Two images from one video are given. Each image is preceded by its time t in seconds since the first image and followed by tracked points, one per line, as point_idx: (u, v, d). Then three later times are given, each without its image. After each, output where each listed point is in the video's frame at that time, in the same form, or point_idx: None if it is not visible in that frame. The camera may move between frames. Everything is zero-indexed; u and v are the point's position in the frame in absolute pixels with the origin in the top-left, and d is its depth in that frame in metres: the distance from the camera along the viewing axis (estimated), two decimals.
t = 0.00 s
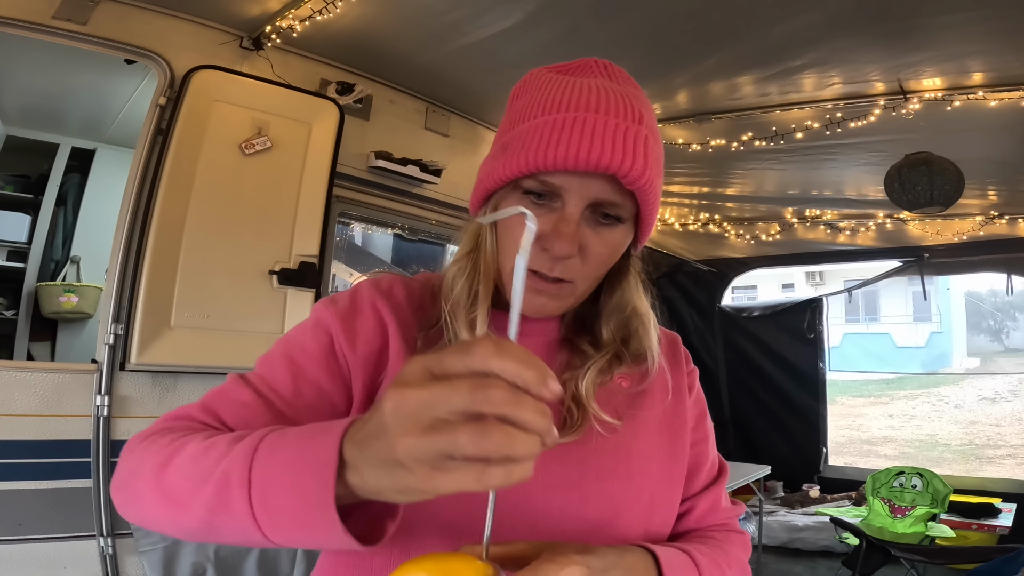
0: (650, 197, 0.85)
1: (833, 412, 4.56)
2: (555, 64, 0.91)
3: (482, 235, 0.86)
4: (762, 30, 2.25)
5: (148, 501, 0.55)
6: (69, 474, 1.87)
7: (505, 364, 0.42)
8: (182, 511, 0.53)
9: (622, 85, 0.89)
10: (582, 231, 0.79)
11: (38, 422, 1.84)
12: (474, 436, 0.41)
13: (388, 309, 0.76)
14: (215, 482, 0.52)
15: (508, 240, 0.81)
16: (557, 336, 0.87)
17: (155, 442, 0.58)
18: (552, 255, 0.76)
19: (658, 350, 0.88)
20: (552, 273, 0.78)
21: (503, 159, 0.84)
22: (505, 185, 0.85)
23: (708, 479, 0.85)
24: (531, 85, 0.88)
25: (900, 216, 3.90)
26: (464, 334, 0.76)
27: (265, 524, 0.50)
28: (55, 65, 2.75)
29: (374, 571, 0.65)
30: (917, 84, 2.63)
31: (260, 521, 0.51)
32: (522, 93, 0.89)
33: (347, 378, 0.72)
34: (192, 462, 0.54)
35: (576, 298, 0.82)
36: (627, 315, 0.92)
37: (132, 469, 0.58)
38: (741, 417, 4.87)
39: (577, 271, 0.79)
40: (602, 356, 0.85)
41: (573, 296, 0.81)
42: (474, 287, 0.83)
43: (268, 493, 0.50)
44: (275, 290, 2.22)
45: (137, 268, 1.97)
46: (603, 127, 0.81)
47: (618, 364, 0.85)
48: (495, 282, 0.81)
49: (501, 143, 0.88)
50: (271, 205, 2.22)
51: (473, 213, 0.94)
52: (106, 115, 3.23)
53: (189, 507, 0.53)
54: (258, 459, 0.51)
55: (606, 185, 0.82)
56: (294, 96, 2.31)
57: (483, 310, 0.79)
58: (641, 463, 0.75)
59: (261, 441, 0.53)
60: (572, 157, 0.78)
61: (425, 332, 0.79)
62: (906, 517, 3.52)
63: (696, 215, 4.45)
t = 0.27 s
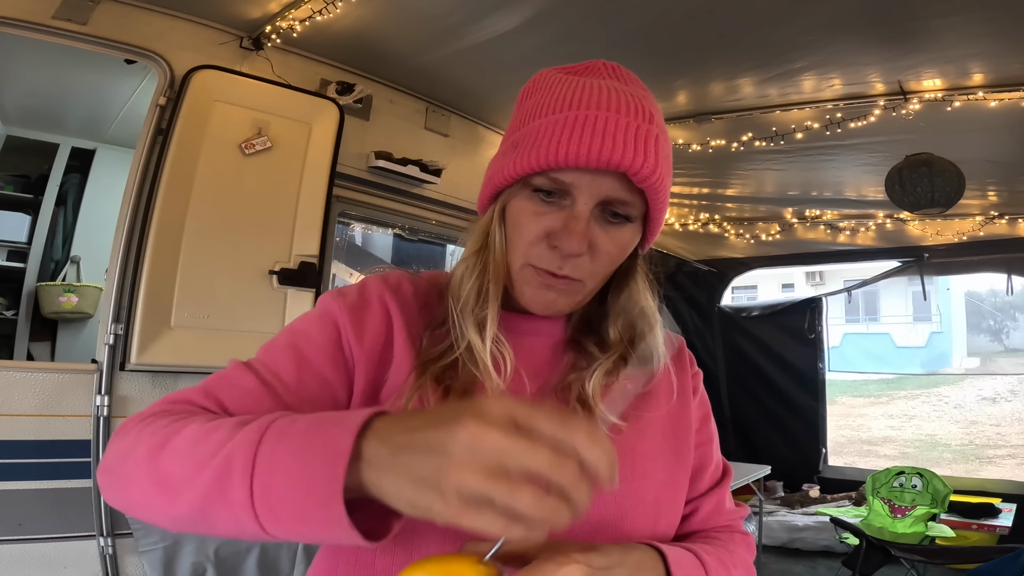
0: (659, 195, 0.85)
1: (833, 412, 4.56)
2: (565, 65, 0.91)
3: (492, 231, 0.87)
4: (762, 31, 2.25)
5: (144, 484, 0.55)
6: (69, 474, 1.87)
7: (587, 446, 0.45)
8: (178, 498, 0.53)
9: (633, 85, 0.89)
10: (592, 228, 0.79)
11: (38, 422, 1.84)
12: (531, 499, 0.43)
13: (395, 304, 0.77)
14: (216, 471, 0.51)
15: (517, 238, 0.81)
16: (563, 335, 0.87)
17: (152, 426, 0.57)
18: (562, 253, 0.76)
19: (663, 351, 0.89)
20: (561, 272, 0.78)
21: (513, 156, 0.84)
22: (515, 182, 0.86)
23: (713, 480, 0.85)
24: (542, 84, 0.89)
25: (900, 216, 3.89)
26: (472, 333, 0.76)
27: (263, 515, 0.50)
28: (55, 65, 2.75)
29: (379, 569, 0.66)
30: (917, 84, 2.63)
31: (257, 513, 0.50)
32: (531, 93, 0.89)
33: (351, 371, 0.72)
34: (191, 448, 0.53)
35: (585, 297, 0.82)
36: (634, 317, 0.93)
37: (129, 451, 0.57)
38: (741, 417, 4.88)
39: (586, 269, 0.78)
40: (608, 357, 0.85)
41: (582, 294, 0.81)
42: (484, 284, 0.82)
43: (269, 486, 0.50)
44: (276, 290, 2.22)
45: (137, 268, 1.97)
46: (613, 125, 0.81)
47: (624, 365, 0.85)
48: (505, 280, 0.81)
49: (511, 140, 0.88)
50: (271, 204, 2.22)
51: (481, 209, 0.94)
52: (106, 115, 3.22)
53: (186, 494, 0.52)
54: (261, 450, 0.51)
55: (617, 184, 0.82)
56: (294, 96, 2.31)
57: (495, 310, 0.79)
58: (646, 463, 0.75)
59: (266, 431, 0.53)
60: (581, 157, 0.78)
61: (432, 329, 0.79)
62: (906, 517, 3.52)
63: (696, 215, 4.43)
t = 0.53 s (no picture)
0: (665, 188, 0.85)
1: (833, 412, 4.57)
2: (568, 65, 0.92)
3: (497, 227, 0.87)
4: (762, 31, 2.25)
5: (155, 499, 0.56)
6: (69, 474, 1.87)
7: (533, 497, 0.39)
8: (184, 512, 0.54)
9: (635, 83, 0.90)
10: (599, 220, 0.79)
11: (38, 421, 1.84)
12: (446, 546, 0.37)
13: (394, 307, 0.77)
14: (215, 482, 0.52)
15: (523, 233, 0.81)
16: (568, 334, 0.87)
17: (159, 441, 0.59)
18: (569, 245, 0.76)
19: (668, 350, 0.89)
20: (569, 264, 0.77)
21: (520, 149, 0.84)
22: (521, 176, 0.85)
23: (716, 482, 0.85)
24: (545, 84, 0.89)
25: (900, 216, 3.90)
26: (478, 330, 0.77)
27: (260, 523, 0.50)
28: (55, 65, 2.75)
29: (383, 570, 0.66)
30: (917, 84, 2.63)
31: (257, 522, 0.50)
32: (536, 92, 0.90)
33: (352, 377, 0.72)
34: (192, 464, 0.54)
35: (591, 290, 0.81)
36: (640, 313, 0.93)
37: (140, 468, 0.58)
38: (740, 417, 4.87)
39: (594, 262, 0.78)
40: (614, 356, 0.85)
41: (589, 288, 0.80)
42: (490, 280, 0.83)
43: (262, 495, 0.50)
44: (276, 290, 2.22)
45: (137, 268, 1.97)
46: (619, 117, 0.81)
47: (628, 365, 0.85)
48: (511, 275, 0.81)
49: (516, 137, 0.88)
50: (272, 204, 2.22)
51: (486, 207, 0.94)
52: (106, 115, 3.23)
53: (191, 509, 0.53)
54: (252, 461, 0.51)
55: (623, 176, 0.82)
56: (294, 96, 2.31)
57: (502, 305, 0.80)
58: (651, 465, 0.75)
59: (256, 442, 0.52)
60: (589, 148, 0.79)
61: (436, 328, 0.80)
62: (906, 517, 3.52)
63: (696, 215, 4.45)
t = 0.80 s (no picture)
0: (661, 176, 0.85)
1: (833, 412, 4.57)
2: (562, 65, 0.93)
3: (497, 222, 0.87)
4: (762, 31, 2.25)
5: (164, 514, 0.55)
6: (69, 474, 1.87)
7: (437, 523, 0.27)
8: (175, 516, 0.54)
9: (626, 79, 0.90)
10: (597, 210, 0.79)
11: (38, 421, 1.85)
12: None
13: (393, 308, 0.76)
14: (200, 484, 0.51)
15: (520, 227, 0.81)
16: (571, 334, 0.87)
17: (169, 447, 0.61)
18: (568, 235, 0.76)
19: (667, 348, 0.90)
20: (567, 253, 0.77)
21: (516, 145, 0.85)
22: (518, 172, 0.86)
23: (716, 487, 0.85)
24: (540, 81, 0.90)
25: (900, 216, 3.92)
26: (480, 326, 0.77)
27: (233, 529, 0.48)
28: (55, 65, 2.75)
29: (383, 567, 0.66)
30: (917, 84, 2.63)
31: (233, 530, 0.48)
32: (530, 91, 0.90)
33: (355, 383, 0.72)
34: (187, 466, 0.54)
35: (593, 283, 0.81)
36: (640, 308, 0.93)
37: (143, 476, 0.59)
38: (741, 417, 4.86)
39: (593, 252, 0.78)
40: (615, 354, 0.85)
41: (590, 281, 0.80)
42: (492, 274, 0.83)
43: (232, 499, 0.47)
44: (276, 290, 2.22)
45: (137, 268, 1.97)
46: (613, 108, 0.81)
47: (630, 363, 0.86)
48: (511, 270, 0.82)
49: (513, 133, 0.89)
50: (271, 204, 2.22)
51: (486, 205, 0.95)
52: (106, 115, 3.23)
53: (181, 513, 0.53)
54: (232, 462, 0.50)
55: (618, 166, 0.82)
56: (294, 96, 2.31)
57: (501, 297, 0.80)
58: (654, 468, 0.75)
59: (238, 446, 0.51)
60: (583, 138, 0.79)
61: (438, 328, 0.80)
62: (906, 517, 3.51)
63: (696, 215, 4.46)
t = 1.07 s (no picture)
0: (644, 157, 0.85)
1: (833, 412, 4.57)
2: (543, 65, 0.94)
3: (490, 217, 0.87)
4: (761, 31, 2.25)
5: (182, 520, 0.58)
6: (69, 474, 1.87)
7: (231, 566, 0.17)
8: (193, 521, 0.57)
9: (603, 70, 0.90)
10: (585, 194, 0.80)
11: (38, 421, 1.84)
12: None
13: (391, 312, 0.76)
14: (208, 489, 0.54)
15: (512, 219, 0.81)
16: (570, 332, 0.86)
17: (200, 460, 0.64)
18: (557, 220, 0.77)
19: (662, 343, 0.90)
20: (558, 239, 0.78)
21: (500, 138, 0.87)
22: (505, 165, 0.88)
23: (714, 489, 0.85)
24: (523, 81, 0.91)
25: (900, 216, 3.93)
26: (478, 323, 0.78)
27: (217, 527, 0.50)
28: (55, 65, 2.75)
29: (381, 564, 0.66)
30: (917, 84, 2.63)
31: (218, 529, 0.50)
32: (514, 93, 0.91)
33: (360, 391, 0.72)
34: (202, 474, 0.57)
35: (588, 270, 0.81)
36: (637, 294, 0.93)
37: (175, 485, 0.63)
38: (741, 417, 4.81)
39: (583, 237, 0.78)
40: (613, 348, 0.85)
41: (584, 267, 0.80)
42: (487, 269, 0.83)
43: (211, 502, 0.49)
44: (275, 290, 2.22)
45: (137, 268, 1.97)
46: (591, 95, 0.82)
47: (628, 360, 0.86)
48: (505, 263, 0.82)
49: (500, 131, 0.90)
50: (270, 203, 2.22)
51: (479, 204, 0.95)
52: (106, 115, 3.23)
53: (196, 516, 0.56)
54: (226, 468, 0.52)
55: (601, 150, 0.83)
56: (294, 95, 2.31)
57: (498, 289, 0.81)
58: (655, 468, 0.75)
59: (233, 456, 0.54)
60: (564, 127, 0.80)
61: (438, 328, 0.80)
62: (906, 517, 3.51)
63: (696, 215, 4.50)
